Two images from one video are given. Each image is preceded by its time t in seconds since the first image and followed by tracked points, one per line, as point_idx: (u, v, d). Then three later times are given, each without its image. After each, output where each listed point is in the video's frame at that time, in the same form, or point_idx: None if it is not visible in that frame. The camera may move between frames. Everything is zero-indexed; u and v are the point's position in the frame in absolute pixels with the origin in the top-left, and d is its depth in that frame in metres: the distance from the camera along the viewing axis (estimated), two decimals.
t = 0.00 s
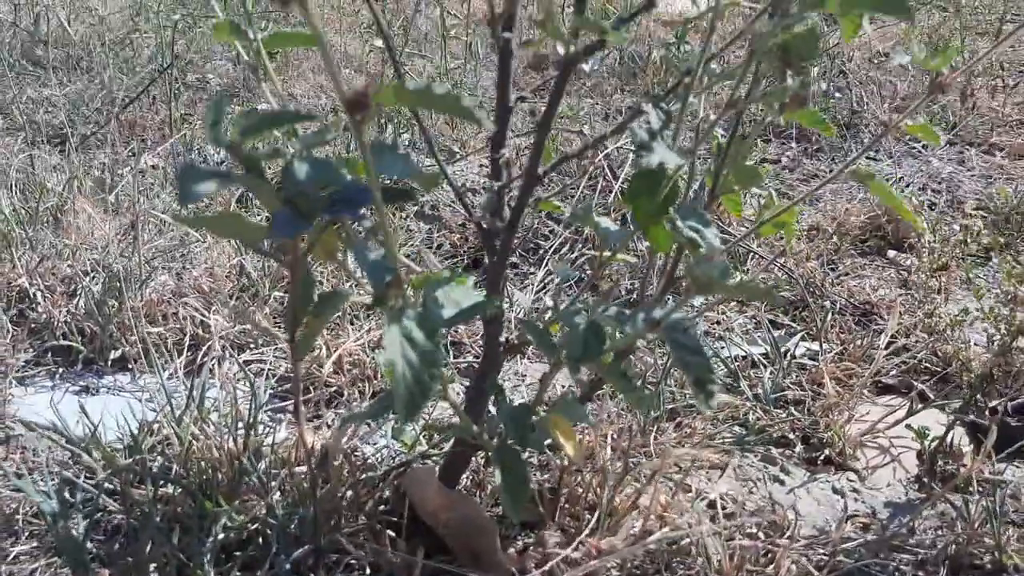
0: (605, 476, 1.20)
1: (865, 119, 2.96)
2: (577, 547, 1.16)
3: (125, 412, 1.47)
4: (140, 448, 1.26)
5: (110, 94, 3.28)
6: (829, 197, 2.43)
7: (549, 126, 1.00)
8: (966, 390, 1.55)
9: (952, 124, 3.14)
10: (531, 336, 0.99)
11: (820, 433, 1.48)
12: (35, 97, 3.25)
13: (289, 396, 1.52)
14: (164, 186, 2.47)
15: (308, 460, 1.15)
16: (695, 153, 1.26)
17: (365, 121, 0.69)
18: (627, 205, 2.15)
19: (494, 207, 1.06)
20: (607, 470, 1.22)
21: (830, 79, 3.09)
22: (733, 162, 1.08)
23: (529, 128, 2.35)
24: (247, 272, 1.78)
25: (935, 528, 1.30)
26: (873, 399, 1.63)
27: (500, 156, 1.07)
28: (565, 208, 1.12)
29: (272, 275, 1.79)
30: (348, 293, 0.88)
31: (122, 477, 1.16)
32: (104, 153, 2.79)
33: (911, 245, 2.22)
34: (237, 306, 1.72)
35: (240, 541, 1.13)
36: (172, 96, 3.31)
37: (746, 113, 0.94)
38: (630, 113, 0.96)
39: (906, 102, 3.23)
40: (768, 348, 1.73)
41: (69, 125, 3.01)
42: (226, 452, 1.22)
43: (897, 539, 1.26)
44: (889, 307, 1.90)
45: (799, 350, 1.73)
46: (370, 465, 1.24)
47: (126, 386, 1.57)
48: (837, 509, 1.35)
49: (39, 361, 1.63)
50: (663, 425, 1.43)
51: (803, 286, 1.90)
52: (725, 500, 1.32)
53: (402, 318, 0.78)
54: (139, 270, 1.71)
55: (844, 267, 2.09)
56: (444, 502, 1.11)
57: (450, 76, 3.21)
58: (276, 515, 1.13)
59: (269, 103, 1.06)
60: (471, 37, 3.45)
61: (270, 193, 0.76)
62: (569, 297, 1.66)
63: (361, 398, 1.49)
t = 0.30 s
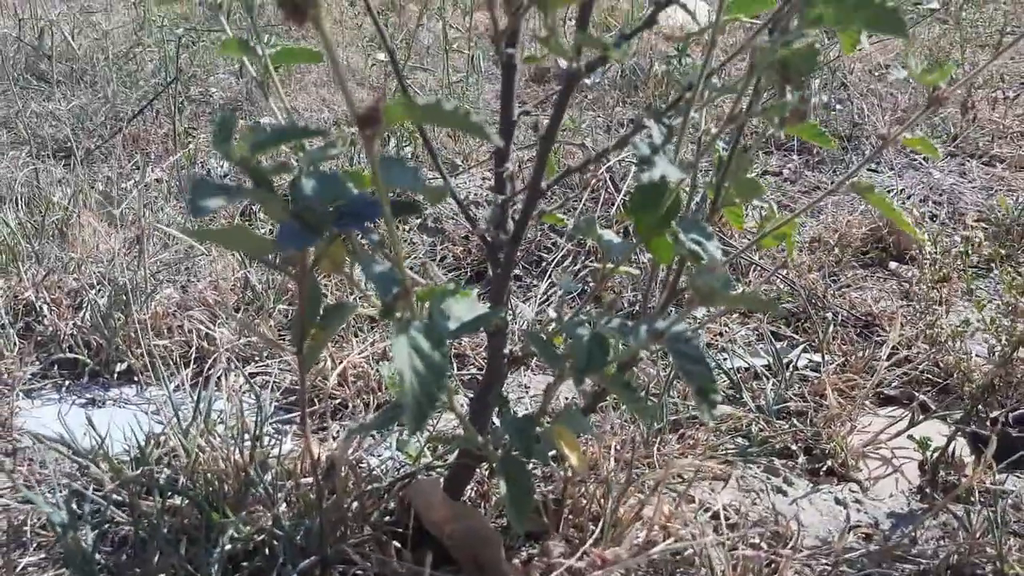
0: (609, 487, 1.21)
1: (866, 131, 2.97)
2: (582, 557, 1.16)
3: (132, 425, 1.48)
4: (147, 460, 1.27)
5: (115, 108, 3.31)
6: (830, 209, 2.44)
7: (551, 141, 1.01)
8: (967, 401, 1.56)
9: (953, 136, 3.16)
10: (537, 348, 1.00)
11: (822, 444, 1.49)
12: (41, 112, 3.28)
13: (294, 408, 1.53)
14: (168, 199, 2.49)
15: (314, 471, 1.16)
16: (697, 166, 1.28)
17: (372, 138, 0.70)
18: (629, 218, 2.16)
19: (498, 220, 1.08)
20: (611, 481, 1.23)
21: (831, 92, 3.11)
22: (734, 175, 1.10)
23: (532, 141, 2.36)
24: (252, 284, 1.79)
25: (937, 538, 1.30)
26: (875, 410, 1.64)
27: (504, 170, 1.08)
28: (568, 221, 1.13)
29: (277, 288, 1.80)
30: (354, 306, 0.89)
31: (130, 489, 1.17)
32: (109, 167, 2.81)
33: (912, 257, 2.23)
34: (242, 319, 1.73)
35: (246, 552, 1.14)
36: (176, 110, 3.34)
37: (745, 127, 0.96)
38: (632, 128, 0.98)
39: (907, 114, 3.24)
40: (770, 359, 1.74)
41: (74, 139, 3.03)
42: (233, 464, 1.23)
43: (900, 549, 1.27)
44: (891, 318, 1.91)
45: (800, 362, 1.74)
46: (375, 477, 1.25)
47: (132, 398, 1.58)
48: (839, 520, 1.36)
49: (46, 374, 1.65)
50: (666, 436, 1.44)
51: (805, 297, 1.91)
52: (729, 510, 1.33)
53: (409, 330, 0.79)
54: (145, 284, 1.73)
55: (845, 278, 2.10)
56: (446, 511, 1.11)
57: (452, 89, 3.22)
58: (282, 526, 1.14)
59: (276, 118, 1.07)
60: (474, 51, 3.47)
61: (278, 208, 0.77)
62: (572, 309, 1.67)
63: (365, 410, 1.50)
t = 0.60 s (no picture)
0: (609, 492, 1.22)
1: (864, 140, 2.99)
2: (582, 560, 1.17)
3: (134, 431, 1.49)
4: (149, 466, 1.28)
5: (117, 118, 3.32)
6: (829, 217, 2.45)
7: (551, 148, 1.02)
8: (965, 407, 1.57)
9: (951, 144, 3.17)
10: (536, 353, 1.00)
11: (821, 450, 1.50)
12: (44, 122, 3.30)
13: (296, 415, 1.54)
14: (170, 209, 2.50)
15: (316, 475, 1.17)
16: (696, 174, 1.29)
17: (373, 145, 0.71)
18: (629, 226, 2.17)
19: (498, 226, 1.09)
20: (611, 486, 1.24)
21: (830, 101, 3.13)
22: (731, 183, 1.11)
23: (533, 150, 2.38)
24: (253, 292, 1.80)
25: (935, 542, 1.31)
26: (874, 416, 1.65)
27: (504, 177, 1.09)
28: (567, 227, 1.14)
29: (279, 296, 1.81)
30: (355, 311, 0.90)
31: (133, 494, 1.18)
32: (112, 177, 2.82)
33: (911, 264, 2.25)
34: (244, 326, 1.74)
35: (249, 556, 1.14)
36: (178, 120, 3.36)
37: (742, 135, 0.97)
38: (631, 134, 0.99)
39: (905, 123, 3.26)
40: (769, 366, 1.75)
41: (78, 149, 3.05)
42: (235, 468, 1.24)
43: (898, 553, 1.27)
44: (889, 325, 1.92)
45: (799, 368, 1.75)
46: (376, 482, 1.26)
47: (135, 405, 1.59)
48: (838, 525, 1.36)
49: (49, 381, 1.65)
50: (666, 441, 1.45)
51: (803, 304, 1.92)
52: (728, 515, 1.34)
53: (409, 335, 0.80)
54: (148, 292, 1.74)
55: (844, 286, 2.11)
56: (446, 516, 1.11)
57: (453, 99, 3.24)
58: (284, 530, 1.15)
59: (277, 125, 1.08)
60: (474, 61, 3.49)
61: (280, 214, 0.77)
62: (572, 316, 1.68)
63: (366, 416, 1.51)
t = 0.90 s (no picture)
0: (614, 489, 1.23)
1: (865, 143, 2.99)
2: (587, 555, 1.18)
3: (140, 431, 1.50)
4: (155, 464, 1.28)
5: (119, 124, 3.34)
6: (830, 219, 2.46)
7: (555, 144, 1.03)
8: (969, 405, 1.57)
9: (952, 147, 3.18)
10: (541, 348, 1.01)
11: (826, 447, 1.51)
12: (47, 129, 3.31)
13: (301, 415, 1.54)
14: (173, 213, 2.51)
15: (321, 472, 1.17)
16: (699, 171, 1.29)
17: (380, 135, 0.73)
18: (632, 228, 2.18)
19: (502, 222, 1.09)
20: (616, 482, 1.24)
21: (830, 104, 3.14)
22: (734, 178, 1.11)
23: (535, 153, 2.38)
24: (257, 293, 1.80)
25: (940, 538, 1.31)
26: (878, 414, 1.65)
27: (508, 173, 1.10)
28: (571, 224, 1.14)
29: (283, 297, 1.82)
30: (361, 307, 0.90)
31: (140, 491, 1.18)
32: (115, 182, 2.83)
33: (913, 265, 2.25)
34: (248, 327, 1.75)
35: (255, 552, 1.15)
36: (180, 126, 3.37)
37: (745, 129, 0.97)
38: (634, 129, 0.99)
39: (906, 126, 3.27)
40: (772, 365, 1.75)
41: (81, 155, 3.06)
42: (241, 466, 1.24)
43: (904, 549, 1.27)
44: (891, 325, 1.92)
45: (802, 367, 1.76)
46: (382, 479, 1.27)
47: (140, 405, 1.59)
48: (843, 521, 1.36)
49: (54, 382, 1.66)
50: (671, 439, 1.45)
51: (806, 304, 1.93)
52: (733, 512, 1.34)
53: (416, 325, 0.80)
54: (152, 293, 1.74)
55: (847, 286, 2.12)
56: (450, 513, 1.12)
57: (454, 103, 3.25)
58: (290, 526, 1.15)
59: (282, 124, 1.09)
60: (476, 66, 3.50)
61: (289, 207, 0.78)
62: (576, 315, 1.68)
63: (370, 416, 1.51)
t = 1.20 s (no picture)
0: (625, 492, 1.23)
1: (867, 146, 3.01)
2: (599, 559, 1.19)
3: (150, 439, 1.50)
4: (167, 471, 1.29)
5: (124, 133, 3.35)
6: (833, 223, 2.47)
7: (564, 151, 1.04)
8: (975, 407, 1.58)
9: (954, 150, 3.19)
10: (552, 353, 1.01)
11: (833, 451, 1.52)
12: (52, 138, 3.33)
13: (310, 421, 1.55)
14: (179, 222, 2.52)
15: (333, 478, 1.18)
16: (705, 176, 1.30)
17: (393, 143, 0.73)
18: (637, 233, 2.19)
19: (512, 229, 1.10)
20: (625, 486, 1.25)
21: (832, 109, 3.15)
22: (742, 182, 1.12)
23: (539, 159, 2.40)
24: (265, 301, 1.81)
25: (948, 540, 1.31)
26: (884, 417, 1.66)
27: (517, 180, 1.11)
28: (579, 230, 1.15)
29: (290, 304, 1.83)
30: (373, 314, 0.91)
31: (154, 498, 1.19)
32: (120, 192, 2.85)
33: (917, 268, 2.26)
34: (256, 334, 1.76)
35: (268, 558, 1.15)
36: (185, 134, 3.39)
37: (753, 135, 0.98)
38: (643, 135, 1.00)
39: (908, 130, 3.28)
40: (778, 369, 1.76)
41: (85, 164, 3.07)
42: (252, 472, 1.25)
43: (913, 551, 1.28)
44: (896, 328, 1.93)
45: (808, 371, 1.76)
46: (393, 485, 1.27)
47: (150, 413, 1.60)
48: (851, 524, 1.37)
49: (64, 389, 1.67)
50: (679, 443, 1.45)
51: (811, 307, 1.94)
52: (742, 515, 1.35)
53: (430, 333, 0.81)
54: (161, 301, 1.75)
55: (851, 290, 2.13)
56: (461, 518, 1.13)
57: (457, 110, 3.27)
58: (302, 532, 1.16)
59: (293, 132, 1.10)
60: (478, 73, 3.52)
61: (302, 216, 0.79)
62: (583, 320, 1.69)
63: (380, 422, 1.52)
